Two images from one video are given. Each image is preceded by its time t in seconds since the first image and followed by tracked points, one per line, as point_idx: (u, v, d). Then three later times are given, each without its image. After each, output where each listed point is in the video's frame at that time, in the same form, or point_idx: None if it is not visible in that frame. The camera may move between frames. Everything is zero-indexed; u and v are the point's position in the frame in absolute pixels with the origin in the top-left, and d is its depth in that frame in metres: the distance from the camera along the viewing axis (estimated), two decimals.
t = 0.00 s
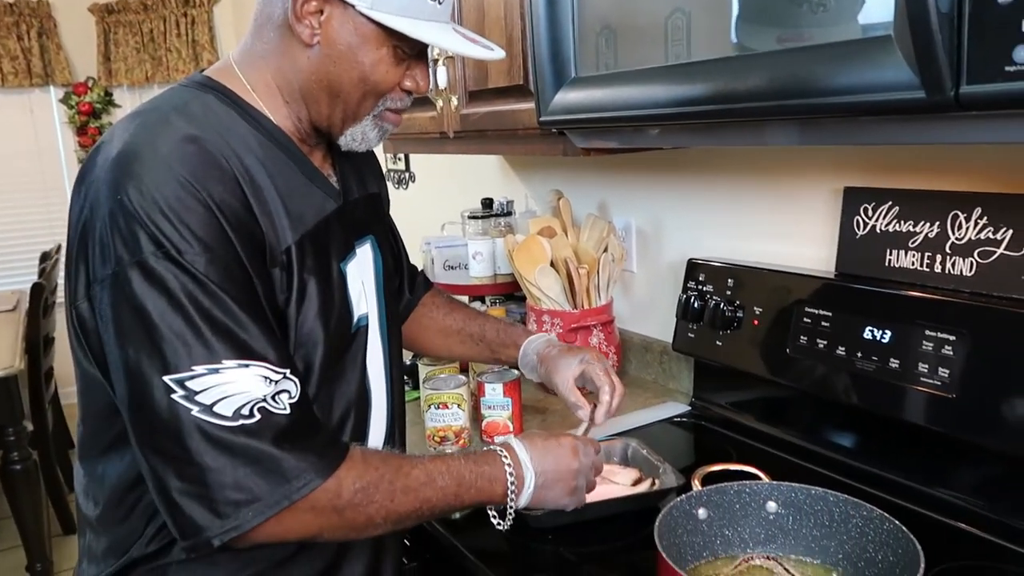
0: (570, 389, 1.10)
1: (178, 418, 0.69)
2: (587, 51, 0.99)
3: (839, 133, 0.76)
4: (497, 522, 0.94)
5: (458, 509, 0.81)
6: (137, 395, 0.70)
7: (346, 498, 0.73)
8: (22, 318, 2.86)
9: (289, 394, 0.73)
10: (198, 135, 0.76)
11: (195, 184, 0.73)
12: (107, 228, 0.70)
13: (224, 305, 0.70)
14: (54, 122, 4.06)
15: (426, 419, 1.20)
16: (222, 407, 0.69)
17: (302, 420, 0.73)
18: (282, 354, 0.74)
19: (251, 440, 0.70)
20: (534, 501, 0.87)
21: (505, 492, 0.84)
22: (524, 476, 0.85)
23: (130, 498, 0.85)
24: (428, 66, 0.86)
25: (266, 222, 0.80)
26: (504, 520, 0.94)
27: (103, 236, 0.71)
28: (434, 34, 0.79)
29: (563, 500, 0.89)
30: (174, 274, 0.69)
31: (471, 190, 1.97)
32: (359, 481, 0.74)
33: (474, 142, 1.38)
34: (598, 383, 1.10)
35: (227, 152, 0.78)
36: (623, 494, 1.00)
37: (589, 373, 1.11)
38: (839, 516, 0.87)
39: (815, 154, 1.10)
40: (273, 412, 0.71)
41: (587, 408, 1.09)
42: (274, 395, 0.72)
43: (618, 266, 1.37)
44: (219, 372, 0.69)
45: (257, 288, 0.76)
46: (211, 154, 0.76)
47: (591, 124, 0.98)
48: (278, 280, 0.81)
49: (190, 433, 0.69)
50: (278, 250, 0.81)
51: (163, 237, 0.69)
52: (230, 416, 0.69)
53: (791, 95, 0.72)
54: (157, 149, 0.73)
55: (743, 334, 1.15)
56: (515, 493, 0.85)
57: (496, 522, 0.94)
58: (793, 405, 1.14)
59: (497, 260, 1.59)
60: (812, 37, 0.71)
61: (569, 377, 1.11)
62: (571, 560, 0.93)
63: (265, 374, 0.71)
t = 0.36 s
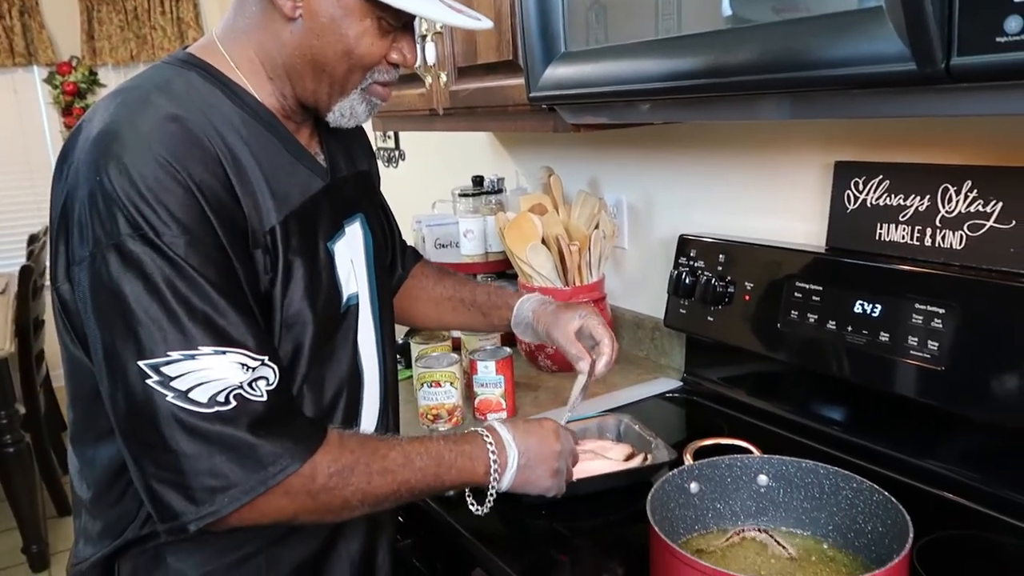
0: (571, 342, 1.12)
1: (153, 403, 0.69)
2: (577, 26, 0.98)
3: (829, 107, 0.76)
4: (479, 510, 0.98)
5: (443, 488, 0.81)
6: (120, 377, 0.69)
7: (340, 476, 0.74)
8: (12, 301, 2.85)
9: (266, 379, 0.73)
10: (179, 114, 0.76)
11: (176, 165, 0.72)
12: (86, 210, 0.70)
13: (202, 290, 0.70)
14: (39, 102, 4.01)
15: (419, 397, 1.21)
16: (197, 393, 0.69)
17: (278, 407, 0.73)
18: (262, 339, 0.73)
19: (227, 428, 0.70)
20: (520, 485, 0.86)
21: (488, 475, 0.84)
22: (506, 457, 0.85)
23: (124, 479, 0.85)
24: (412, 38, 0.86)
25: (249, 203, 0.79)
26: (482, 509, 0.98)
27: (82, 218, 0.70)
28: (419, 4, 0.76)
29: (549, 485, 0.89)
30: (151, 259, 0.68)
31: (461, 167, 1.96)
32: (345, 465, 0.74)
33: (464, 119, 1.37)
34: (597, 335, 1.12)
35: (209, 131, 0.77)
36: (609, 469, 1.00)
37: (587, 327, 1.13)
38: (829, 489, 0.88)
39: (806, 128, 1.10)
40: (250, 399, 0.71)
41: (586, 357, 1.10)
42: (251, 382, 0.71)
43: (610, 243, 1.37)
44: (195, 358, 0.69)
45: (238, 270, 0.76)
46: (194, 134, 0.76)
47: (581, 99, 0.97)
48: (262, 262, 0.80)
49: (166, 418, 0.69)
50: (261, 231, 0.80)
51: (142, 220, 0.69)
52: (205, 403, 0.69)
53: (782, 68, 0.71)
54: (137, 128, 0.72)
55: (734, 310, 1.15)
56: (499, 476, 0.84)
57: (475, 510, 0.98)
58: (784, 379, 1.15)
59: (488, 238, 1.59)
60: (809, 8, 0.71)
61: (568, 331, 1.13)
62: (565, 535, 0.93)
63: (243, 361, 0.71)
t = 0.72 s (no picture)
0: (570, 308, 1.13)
1: (143, 389, 0.69)
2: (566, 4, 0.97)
3: (820, 84, 0.76)
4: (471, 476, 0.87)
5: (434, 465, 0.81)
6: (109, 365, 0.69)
7: (335, 458, 0.74)
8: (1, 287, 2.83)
9: (258, 366, 0.72)
10: (169, 95, 0.75)
11: (167, 146, 0.71)
12: (76, 193, 0.69)
13: (194, 275, 0.69)
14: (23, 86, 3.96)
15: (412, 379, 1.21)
16: (186, 379, 0.69)
17: (269, 393, 0.73)
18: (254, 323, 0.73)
19: (218, 414, 0.70)
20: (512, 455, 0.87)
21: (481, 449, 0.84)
22: (500, 432, 0.84)
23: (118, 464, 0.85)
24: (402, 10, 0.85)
25: (241, 185, 0.79)
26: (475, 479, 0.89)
27: (72, 201, 0.69)
28: None
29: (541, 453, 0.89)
30: (141, 243, 0.67)
31: (452, 148, 1.95)
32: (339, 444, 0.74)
33: (453, 99, 1.36)
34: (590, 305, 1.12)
35: (200, 112, 0.76)
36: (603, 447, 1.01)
37: (582, 295, 1.13)
38: (820, 466, 0.89)
39: (796, 106, 1.10)
40: (240, 386, 0.71)
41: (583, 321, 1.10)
42: (242, 369, 0.71)
43: (602, 224, 1.37)
44: (184, 344, 0.68)
45: (230, 253, 0.75)
46: (184, 115, 0.75)
47: (570, 78, 0.97)
48: (254, 244, 0.80)
49: (158, 404, 0.69)
50: (253, 213, 0.80)
51: (133, 202, 0.68)
52: (194, 389, 0.69)
53: (773, 45, 0.71)
54: (127, 109, 0.71)
55: (725, 289, 1.16)
56: (493, 450, 0.84)
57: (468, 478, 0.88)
58: (776, 358, 1.15)
59: (479, 219, 1.58)
60: None
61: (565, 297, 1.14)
62: (558, 515, 0.94)
63: (233, 348, 0.70)
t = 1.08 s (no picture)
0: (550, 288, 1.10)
1: (122, 368, 0.68)
2: None
3: (809, 65, 0.76)
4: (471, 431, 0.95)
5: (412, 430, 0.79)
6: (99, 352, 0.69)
7: (329, 443, 0.74)
8: None
9: (238, 352, 0.72)
10: (164, 72, 0.74)
11: (158, 122, 0.71)
12: (66, 167, 0.69)
13: (177, 255, 0.68)
14: (7, 71, 3.91)
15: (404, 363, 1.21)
16: (162, 359, 0.68)
17: (259, 379, 0.73)
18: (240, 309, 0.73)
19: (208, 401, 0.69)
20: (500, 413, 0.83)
21: (467, 403, 0.80)
22: (485, 384, 0.81)
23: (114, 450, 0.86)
24: None
25: (234, 167, 0.78)
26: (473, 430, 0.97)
27: (62, 174, 0.69)
28: None
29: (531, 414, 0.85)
30: (127, 219, 0.67)
31: (442, 131, 1.94)
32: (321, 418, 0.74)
33: (443, 81, 1.35)
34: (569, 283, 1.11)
35: (194, 90, 0.76)
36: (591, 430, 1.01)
37: (563, 279, 1.11)
38: (810, 444, 0.89)
39: (787, 85, 1.09)
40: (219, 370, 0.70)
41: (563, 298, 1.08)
42: (220, 353, 0.70)
43: (592, 206, 1.37)
44: (162, 323, 0.68)
45: (218, 233, 0.74)
46: (178, 91, 0.74)
47: (560, 59, 0.96)
48: (244, 225, 0.79)
49: (137, 383, 0.69)
50: (246, 193, 0.79)
51: (121, 177, 0.67)
52: (170, 369, 0.69)
53: (763, 24, 0.70)
54: (121, 85, 0.71)
55: (717, 270, 1.16)
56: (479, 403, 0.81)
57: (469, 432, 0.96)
58: (766, 338, 1.16)
59: (470, 202, 1.58)
60: None
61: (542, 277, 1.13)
62: (551, 496, 0.95)
63: (212, 331, 0.70)
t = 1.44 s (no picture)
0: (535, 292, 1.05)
1: (92, 310, 0.65)
2: None
3: (800, 44, 0.76)
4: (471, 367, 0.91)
5: (413, 367, 0.70)
6: (74, 305, 0.67)
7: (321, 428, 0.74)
8: None
9: (215, 300, 0.67)
10: (148, 32, 0.74)
11: (138, 75, 0.70)
12: (46, 120, 0.68)
13: (149, 204, 0.67)
14: None
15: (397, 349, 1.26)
16: (127, 299, 0.65)
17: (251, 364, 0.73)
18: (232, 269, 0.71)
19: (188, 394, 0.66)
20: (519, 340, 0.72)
21: (476, 332, 0.70)
22: (496, 305, 0.70)
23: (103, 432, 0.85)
24: None
25: (215, 132, 0.77)
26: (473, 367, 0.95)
27: (42, 127, 0.68)
28: None
29: (557, 338, 0.73)
30: (100, 169, 0.66)
31: (431, 114, 1.93)
32: (315, 346, 0.67)
33: (432, 63, 1.34)
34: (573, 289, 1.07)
35: (180, 52, 0.76)
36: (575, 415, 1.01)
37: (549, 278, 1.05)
38: (801, 423, 0.90)
39: (776, 64, 1.09)
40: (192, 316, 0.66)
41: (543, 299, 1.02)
42: (194, 299, 0.66)
43: (583, 187, 1.37)
44: (128, 262, 0.65)
45: (194, 189, 0.73)
46: (161, 50, 0.74)
47: (548, 40, 0.95)
48: (223, 188, 0.78)
49: (104, 324, 0.65)
50: (226, 157, 0.78)
51: (94, 122, 0.66)
52: (134, 310, 0.65)
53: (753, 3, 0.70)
54: (103, 39, 0.71)
55: (708, 251, 1.16)
56: (489, 330, 0.70)
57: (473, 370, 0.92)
58: (758, 318, 1.16)
59: (460, 184, 1.58)
60: None
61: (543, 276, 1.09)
62: (543, 477, 0.95)
63: (185, 274, 0.66)
